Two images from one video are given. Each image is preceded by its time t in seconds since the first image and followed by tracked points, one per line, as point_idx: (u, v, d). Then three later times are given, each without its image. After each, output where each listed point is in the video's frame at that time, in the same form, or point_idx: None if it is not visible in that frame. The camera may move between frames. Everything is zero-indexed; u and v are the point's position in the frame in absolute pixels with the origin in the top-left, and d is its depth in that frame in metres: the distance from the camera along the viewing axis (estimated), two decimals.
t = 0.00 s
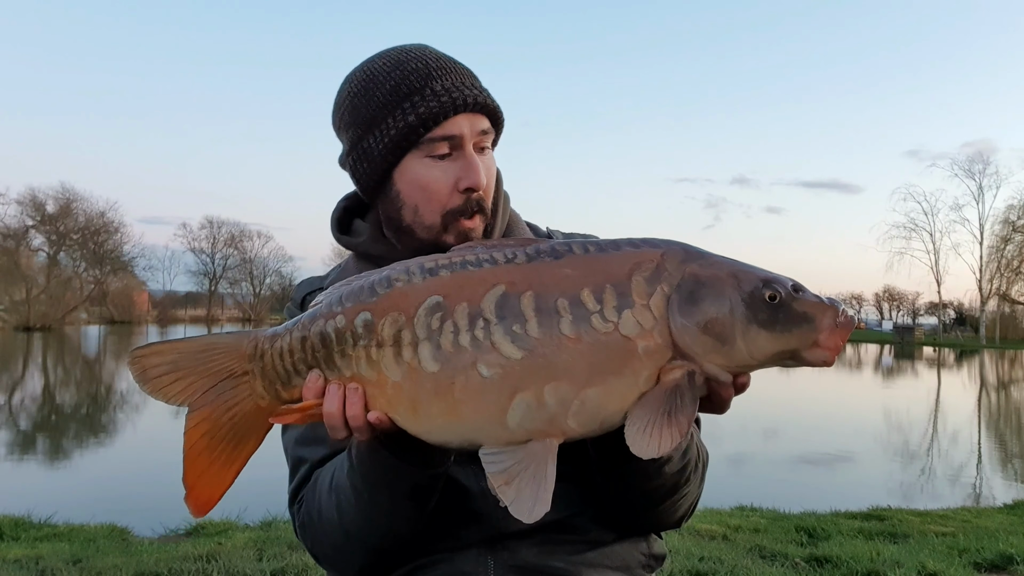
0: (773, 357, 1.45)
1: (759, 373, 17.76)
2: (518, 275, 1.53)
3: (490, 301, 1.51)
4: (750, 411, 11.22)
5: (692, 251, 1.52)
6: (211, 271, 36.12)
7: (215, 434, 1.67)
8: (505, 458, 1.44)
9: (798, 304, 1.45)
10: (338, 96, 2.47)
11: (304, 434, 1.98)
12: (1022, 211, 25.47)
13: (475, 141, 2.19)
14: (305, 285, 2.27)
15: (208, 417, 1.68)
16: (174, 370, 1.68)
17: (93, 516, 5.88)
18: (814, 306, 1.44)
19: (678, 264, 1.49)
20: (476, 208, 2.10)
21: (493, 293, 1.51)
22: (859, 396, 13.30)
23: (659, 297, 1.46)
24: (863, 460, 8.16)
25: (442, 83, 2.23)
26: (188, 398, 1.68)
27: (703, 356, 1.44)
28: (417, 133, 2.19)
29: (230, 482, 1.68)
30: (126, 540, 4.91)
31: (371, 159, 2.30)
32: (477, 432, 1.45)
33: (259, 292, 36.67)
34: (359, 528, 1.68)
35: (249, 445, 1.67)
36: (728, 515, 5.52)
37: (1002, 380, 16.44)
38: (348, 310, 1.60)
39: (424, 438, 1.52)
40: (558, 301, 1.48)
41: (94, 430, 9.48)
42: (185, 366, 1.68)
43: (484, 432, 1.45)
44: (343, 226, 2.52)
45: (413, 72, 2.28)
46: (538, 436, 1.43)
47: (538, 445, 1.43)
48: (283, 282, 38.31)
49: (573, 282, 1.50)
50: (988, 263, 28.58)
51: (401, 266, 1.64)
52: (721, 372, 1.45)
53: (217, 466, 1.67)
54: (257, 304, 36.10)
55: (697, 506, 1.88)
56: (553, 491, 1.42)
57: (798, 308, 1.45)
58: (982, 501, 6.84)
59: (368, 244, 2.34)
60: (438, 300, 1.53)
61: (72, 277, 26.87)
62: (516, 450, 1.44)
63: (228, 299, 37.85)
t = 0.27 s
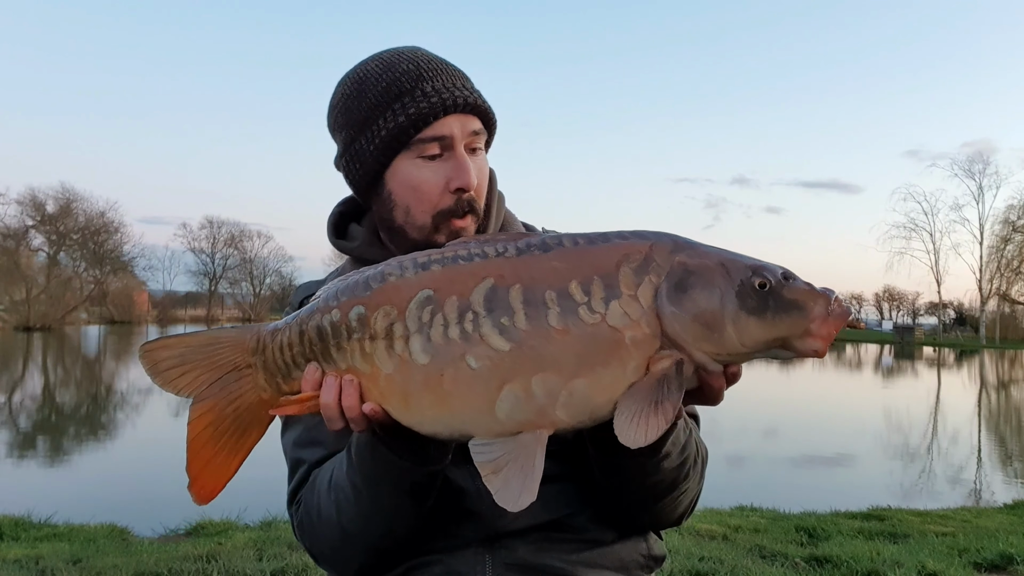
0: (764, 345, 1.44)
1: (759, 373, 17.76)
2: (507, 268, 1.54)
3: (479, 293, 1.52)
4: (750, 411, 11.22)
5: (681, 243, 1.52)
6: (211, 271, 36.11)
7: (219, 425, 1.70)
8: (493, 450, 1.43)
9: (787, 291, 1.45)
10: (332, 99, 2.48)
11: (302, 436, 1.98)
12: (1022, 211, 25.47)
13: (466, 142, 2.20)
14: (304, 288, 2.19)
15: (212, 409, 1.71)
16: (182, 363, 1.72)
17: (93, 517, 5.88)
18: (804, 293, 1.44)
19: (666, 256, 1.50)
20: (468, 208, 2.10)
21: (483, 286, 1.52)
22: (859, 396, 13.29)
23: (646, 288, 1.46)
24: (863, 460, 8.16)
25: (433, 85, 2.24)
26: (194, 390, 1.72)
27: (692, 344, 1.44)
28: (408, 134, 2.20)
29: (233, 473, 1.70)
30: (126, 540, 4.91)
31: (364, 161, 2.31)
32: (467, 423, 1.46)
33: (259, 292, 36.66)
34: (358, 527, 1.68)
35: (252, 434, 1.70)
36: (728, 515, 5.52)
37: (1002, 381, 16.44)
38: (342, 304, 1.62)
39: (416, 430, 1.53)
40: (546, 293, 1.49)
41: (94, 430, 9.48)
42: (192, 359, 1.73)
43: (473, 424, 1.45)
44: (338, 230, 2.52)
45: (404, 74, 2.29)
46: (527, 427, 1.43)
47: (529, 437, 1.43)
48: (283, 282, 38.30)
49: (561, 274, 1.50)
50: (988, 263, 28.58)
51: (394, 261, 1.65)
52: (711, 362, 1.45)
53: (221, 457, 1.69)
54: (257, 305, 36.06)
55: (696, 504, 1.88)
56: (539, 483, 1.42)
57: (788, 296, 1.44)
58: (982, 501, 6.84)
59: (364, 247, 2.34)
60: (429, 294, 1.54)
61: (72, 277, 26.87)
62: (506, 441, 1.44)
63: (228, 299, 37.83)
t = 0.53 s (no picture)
0: (758, 332, 1.44)
1: (759, 373, 17.75)
2: (497, 259, 1.54)
3: (469, 285, 1.53)
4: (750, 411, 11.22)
5: (673, 232, 1.51)
6: (211, 271, 36.10)
7: (223, 414, 1.73)
8: (484, 440, 1.45)
9: (779, 278, 1.46)
10: (329, 101, 2.51)
11: (298, 434, 1.97)
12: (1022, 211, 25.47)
13: (458, 141, 2.20)
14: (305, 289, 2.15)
15: (215, 397, 1.74)
16: (188, 352, 1.76)
17: (93, 516, 5.88)
18: (799, 280, 1.45)
19: (657, 246, 1.49)
20: (460, 207, 2.10)
21: (473, 277, 1.53)
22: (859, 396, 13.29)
23: (636, 278, 1.46)
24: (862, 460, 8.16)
25: (424, 83, 2.25)
26: (199, 379, 1.76)
27: (685, 333, 1.43)
28: (398, 133, 2.21)
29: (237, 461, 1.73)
30: (126, 540, 4.91)
31: (358, 160, 2.33)
32: (458, 414, 1.48)
33: (259, 292, 36.66)
34: (355, 523, 1.68)
35: (256, 423, 1.74)
36: (728, 515, 5.52)
37: (1002, 380, 16.43)
38: (338, 296, 1.66)
39: (409, 419, 1.55)
40: (536, 284, 1.49)
41: (94, 430, 9.48)
42: (199, 348, 1.77)
43: (464, 414, 1.47)
44: (338, 230, 2.53)
45: (396, 74, 2.31)
46: (518, 418, 1.44)
47: (519, 428, 1.44)
48: (283, 282, 38.31)
49: (551, 265, 1.50)
50: (988, 263, 28.58)
51: (390, 253, 1.67)
52: (704, 352, 1.45)
53: (225, 445, 1.72)
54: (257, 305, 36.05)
55: (698, 503, 1.88)
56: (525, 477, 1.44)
57: (782, 282, 1.45)
58: (982, 501, 6.84)
59: (362, 247, 2.34)
60: (420, 285, 1.56)
61: (72, 277, 26.87)
62: (497, 433, 1.45)
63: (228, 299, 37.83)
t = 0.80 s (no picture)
0: (759, 325, 1.43)
1: (759, 373, 17.76)
2: (497, 251, 1.55)
3: (469, 277, 1.53)
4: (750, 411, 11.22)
5: (675, 222, 1.51)
6: (211, 271, 36.09)
7: (228, 406, 1.75)
8: (484, 432, 1.45)
9: (781, 270, 1.44)
10: (329, 99, 2.53)
11: (295, 431, 1.97)
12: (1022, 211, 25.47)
13: (454, 137, 2.20)
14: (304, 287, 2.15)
15: (221, 389, 1.76)
16: (195, 345, 1.79)
17: (93, 517, 5.88)
18: (802, 272, 1.43)
19: (658, 235, 1.49)
20: (455, 204, 2.10)
21: (473, 270, 1.54)
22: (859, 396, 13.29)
23: (636, 268, 1.45)
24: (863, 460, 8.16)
25: (419, 81, 2.26)
26: (205, 371, 1.78)
27: (685, 325, 1.43)
28: (393, 130, 2.23)
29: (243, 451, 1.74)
30: (126, 540, 4.91)
31: (355, 157, 2.35)
32: (458, 405, 1.49)
33: (259, 292, 36.67)
34: (354, 520, 1.68)
35: (261, 415, 1.75)
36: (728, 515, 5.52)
37: (1003, 381, 16.42)
38: (339, 289, 1.68)
39: (410, 411, 1.56)
40: (536, 275, 1.49)
41: (94, 430, 9.48)
42: (204, 341, 1.79)
43: (464, 406, 1.48)
44: (339, 227, 2.53)
45: (392, 71, 2.33)
46: (517, 410, 1.44)
47: (519, 421, 1.44)
48: (283, 282, 38.32)
49: (550, 256, 1.50)
50: (987, 263, 28.60)
51: (391, 247, 1.69)
52: (705, 344, 1.45)
53: (230, 436, 1.73)
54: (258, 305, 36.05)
55: (699, 500, 1.88)
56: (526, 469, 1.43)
57: (784, 274, 1.43)
58: (982, 501, 6.84)
59: (361, 244, 2.35)
60: (420, 278, 1.58)
61: (72, 277, 26.87)
62: (497, 425, 1.45)
63: (228, 300, 37.83)
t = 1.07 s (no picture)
0: (756, 324, 1.43)
1: (759, 373, 17.75)
2: (494, 249, 1.55)
3: (467, 274, 1.53)
4: (751, 411, 11.22)
5: (672, 220, 1.51)
6: (211, 271, 36.08)
7: (227, 403, 1.75)
8: (483, 427, 1.45)
9: (779, 269, 1.45)
10: (328, 98, 2.55)
11: (294, 429, 1.97)
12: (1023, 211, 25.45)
13: (449, 137, 2.20)
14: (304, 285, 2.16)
15: (221, 386, 1.76)
16: (196, 341, 1.79)
17: (93, 517, 5.88)
18: (800, 272, 1.44)
19: (656, 233, 1.49)
20: (450, 203, 2.11)
21: (470, 267, 1.54)
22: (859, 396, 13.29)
23: (634, 265, 1.45)
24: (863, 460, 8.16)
25: (414, 80, 2.27)
26: (205, 368, 1.78)
27: (683, 323, 1.43)
28: (388, 129, 2.23)
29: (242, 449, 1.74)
30: (126, 540, 4.91)
31: (352, 156, 2.36)
32: (455, 402, 1.49)
33: (260, 292, 36.66)
34: (352, 519, 1.68)
35: (260, 412, 1.75)
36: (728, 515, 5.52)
37: (1002, 380, 16.42)
38: (338, 286, 1.68)
39: (408, 408, 1.56)
40: (533, 272, 1.49)
41: (94, 430, 9.49)
42: (205, 338, 1.80)
43: (462, 403, 1.48)
44: (339, 226, 2.53)
45: (388, 70, 2.33)
46: (515, 407, 1.44)
47: (517, 417, 1.44)
48: (283, 282, 38.30)
49: (548, 253, 1.50)
50: (987, 263, 28.59)
51: (389, 245, 1.69)
52: (705, 342, 1.44)
53: (229, 433, 1.73)
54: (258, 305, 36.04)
55: (699, 499, 1.88)
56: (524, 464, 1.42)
57: (782, 274, 1.44)
58: (982, 501, 6.84)
59: (360, 242, 2.35)
60: (418, 276, 1.58)
61: (72, 277, 26.88)
62: (495, 421, 1.45)
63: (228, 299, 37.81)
